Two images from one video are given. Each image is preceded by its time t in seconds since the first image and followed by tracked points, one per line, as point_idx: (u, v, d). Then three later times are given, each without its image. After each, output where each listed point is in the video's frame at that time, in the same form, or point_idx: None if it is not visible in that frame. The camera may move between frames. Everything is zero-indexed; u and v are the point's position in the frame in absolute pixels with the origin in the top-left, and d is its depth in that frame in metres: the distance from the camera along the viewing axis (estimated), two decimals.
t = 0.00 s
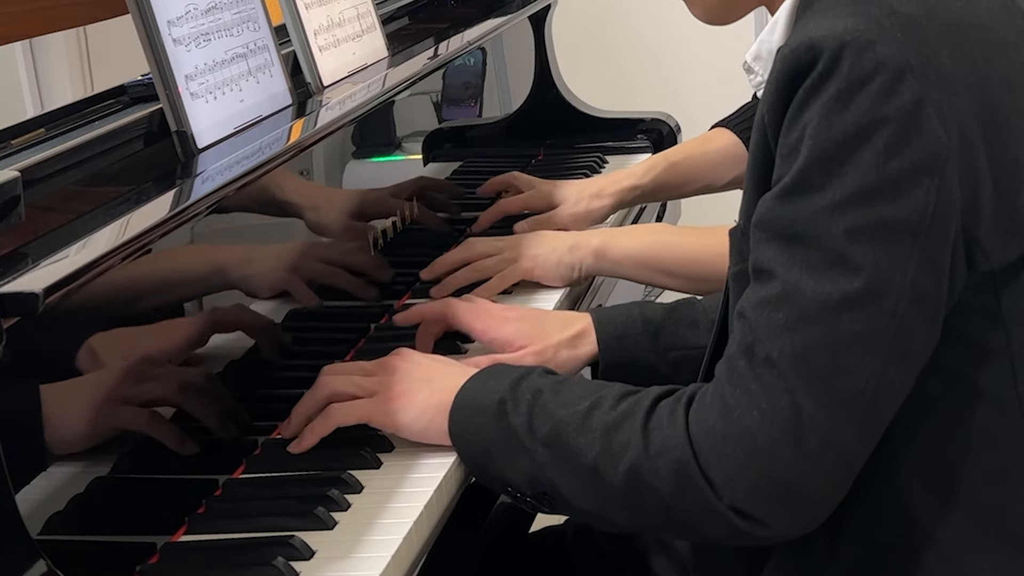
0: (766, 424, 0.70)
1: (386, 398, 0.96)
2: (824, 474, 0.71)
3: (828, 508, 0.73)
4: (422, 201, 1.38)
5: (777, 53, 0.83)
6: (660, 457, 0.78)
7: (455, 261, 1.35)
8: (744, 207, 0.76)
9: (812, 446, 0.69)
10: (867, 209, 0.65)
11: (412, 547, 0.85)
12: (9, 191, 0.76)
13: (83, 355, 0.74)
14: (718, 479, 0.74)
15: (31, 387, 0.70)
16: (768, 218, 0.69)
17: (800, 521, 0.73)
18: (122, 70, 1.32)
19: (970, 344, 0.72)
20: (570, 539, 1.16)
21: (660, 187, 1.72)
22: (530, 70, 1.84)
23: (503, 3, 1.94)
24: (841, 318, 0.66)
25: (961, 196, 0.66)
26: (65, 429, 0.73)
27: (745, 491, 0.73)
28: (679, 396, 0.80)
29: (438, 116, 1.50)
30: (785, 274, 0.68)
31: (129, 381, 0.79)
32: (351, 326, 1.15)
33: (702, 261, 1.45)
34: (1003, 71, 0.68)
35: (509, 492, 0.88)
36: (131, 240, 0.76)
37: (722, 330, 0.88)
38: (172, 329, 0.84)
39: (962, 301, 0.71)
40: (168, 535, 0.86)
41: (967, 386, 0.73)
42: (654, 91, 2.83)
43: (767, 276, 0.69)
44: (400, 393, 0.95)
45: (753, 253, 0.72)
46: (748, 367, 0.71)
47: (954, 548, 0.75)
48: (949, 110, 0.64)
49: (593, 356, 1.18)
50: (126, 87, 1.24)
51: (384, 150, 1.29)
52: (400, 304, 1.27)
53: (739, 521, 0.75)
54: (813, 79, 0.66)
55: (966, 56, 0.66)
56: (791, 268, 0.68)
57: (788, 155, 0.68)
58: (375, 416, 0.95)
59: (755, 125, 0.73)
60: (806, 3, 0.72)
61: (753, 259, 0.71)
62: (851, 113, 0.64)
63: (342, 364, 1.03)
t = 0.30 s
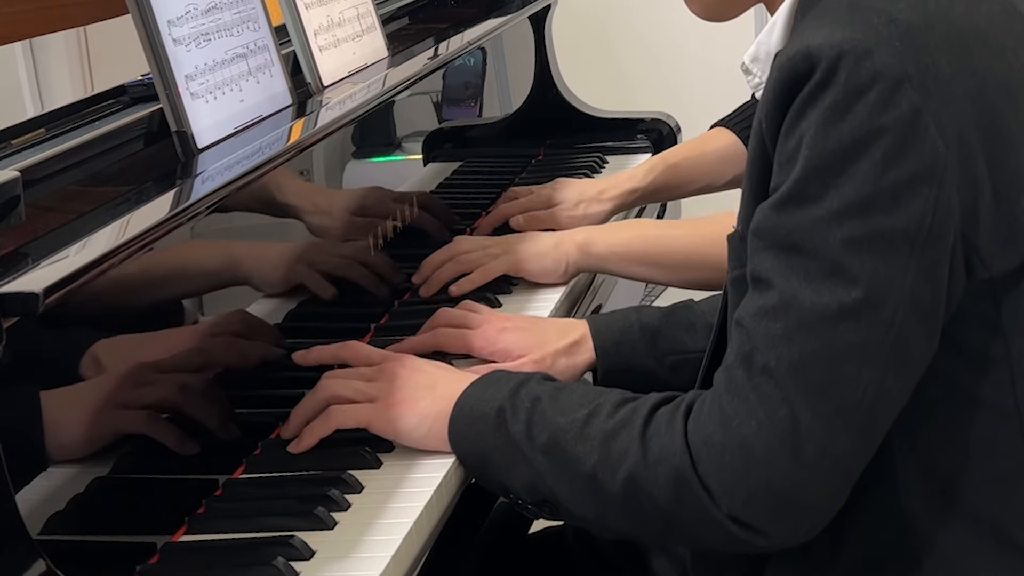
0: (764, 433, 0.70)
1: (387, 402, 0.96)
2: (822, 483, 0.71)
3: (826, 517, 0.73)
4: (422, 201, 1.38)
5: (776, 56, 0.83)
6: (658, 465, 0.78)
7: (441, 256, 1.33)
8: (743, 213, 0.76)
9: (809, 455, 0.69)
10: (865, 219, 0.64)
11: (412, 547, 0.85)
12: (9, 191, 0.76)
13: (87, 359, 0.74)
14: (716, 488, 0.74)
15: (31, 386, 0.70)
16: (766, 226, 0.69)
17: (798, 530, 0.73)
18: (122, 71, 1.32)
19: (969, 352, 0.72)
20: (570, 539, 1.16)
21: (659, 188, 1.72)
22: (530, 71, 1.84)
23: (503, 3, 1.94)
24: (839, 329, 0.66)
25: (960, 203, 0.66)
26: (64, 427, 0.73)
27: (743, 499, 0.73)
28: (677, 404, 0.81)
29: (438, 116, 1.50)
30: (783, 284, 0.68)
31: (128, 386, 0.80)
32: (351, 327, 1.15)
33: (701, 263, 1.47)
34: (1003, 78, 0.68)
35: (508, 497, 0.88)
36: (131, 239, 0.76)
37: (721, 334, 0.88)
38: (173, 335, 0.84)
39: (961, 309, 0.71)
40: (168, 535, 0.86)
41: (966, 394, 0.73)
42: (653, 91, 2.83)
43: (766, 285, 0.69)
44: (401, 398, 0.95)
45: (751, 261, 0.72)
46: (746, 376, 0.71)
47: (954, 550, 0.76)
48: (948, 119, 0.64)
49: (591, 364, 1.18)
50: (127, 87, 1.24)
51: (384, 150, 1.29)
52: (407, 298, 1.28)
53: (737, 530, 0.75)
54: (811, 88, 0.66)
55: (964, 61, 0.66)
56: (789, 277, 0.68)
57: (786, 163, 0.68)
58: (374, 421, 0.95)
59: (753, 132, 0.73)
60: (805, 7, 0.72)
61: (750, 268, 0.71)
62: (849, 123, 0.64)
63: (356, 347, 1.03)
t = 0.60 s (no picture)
0: (764, 443, 0.70)
1: (387, 403, 0.95)
2: (822, 492, 0.71)
3: (825, 525, 0.73)
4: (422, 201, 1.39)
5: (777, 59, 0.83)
6: (658, 471, 0.78)
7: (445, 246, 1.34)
8: (742, 219, 0.76)
9: (809, 465, 0.70)
10: (866, 231, 0.65)
11: (411, 547, 0.85)
12: (9, 191, 0.76)
13: (93, 347, 0.75)
14: (716, 495, 0.75)
15: (31, 386, 0.70)
16: (765, 235, 0.69)
17: (797, 537, 0.74)
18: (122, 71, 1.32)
19: (972, 360, 0.72)
20: (570, 539, 1.16)
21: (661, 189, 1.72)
22: (530, 71, 1.84)
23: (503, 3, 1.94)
24: (838, 340, 0.66)
25: (961, 215, 0.66)
26: (63, 423, 0.73)
27: (743, 507, 0.73)
28: (677, 408, 0.80)
29: (438, 116, 1.50)
30: (783, 293, 0.68)
31: (129, 387, 0.80)
32: (351, 328, 1.15)
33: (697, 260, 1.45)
34: (1004, 85, 0.68)
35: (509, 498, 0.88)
36: (131, 238, 0.76)
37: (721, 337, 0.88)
38: (179, 321, 0.85)
39: (963, 318, 0.71)
40: (168, 535, 0.86)
41: (967, 403, 0.73)
42: (653, 91, 2.83)
43: (765, 294, 0.69)
44: (400, 398, 0.95)
45: (750, 268, 0.72)
46: (747, 385, 0.71)
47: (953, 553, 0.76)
48: (950, 129, 0.64)
49: (577, 350, 1.18)
50: (127, 86, 1.24)
51: (384, 150, 1.29)
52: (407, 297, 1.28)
53: (737, 536, 0.75)
54: (812, 98, 0.66)
55: (966, 67, 0.66)
56: (788, 287, 0.68)
57: (787, 172, 0.68)
58: (374, 421, 0.94)
59: (753, 139, 0.73)
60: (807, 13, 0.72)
61: (750, 276, 0.71)
62: (850, 134, 0.64)
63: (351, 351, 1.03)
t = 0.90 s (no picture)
0: (763, 444, 0.70)
1: (385, 401, 0.95)
2: (818, 494, 0.71)
3: (821, 525, 0.73)
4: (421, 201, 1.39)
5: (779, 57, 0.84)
6: (657, 469, 0.78)
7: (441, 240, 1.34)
8: (742, 218, 0.76)
9: (808, 467, 0.69)
10: (868, 234, 0.65)
11: (412, 547, 0.85)
12: (9, 191, 0.76)
13: (104, 321, 0.76)
14: (714, 495, 0.75)
15: (30, 386, 0.70)
16: (766, 235, 0.69)
17: (795, 537, 0.74)
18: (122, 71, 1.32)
19: (974, 364, 0.72)
20: (569, 540, 1.16)
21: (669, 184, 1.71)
22: (530, 70, 1.84)
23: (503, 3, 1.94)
24: (838, 343, 0.66)
25: (964, 221, 0.66)
26: (64, 422, 0.73)
27: (741, 506, 0.73)
28: (676, 403, 0.80)
29: (438, 116, 1.50)
30: (783, 295, 0.68)
31: (129, 381, 0.79)
32: (349, 327, 1.15)
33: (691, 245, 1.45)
34: (1009, 90, 0.68)
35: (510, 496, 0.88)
36: (130, 237, 0.76)
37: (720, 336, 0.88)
38: (173, 304, 0.84)
39: (964, 322, 0.71)
40: (168, 535, 0.86)
41: (968, 407, 0.73)
42: (654, 91, 2.83)
43: (767, 295, 0.69)
44: (398, 396, 0.94)
45: (750, 268, 0.72)
46: (747, 386, 0.71)
47: (954, 553, 0.76)
48: (954, 135, 0.64)
49: (557, 325, 1.19)
50: (127, 86, 1.24)
51: (384, 150, 1.29)
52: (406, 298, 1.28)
53: (735, 535, 0.75)
54: (816, 100, 0.66)
55: (970, 71, 0.66)
56: (788, 288, 0.68)
57: (789, 173, 0.68)
58: (373, 420, 0.94)
59: (754, 139, 0.73)
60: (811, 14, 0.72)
61: (750, 276, 0.71)
62: (854, 137, 0.64)
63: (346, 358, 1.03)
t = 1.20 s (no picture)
0: (770, 448, 0.70)
1: (382, 414, 0.94)
2: (828, 497, 0.71)
3: (830, 527, 0.73)
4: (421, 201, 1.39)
5: (779, 60, 0.84)
6: (665, 474, 0.78)
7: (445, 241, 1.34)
8: (743, 221, 0.76)
9: (815, 469, 0.70)
10: (871, 237, 0.65)
11: (412, 547, 0.85)
12: (9, 191, 0.76)
13: (98, 331, 0.75)
14: (723, 498, 0.74)
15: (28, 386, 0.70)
16: (769, 238, 0.69)
17: (804, 538, 0.74)
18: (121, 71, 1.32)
19: (975, 365, 0.72)
20: (569, 540, 1.16)
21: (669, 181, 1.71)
22: (530, 70, 1.84)
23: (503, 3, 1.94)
24: (843, 345, 0.66)
25: (966, 222, 0.66)
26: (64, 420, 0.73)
27: (750, 509, 0.73)
28: (683, 408, 0.80)
29: (438, 116, 1.50)
30: (787, 299, 0.68)
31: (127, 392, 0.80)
32: (351, 326, 1.15)
33: (695, 251, 1.45)
34: (1010, 91, 0.68)
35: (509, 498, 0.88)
36: (131, 236, 0.76)
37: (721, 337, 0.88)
38: (169, 314, 0.84)
39: (964, 322, 0.71)
40: (168, 535, 0.86)
41: (969, 407, 0.73)
42: (653, 91, 2.83)
43: (770, 299, 0.69)
44: (395, 410, 0.94)
45: (753, 272, 0.72)
46: (751, 389, 0.71)
47: (952, 554, 0.76)
48: (956, 137, 0.65)
49: (569, 338, 1.19)
50: (127, 86, 1.24)
51: (384, 150, 1.29)
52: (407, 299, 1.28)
53: (746, 539, 0.75)
54: (817, 103, 0.66)
55: (970, 72, 0.66)
56: (792, 291, 0.68)
57: (791, 177, 0.68)
58: (374, 435, 0.93)
59: (755, 144, 0.73)
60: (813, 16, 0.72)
61: (753, 280, 0.71)
62: (856, 140, 0.64)
63: (333, 368, 1.01)
